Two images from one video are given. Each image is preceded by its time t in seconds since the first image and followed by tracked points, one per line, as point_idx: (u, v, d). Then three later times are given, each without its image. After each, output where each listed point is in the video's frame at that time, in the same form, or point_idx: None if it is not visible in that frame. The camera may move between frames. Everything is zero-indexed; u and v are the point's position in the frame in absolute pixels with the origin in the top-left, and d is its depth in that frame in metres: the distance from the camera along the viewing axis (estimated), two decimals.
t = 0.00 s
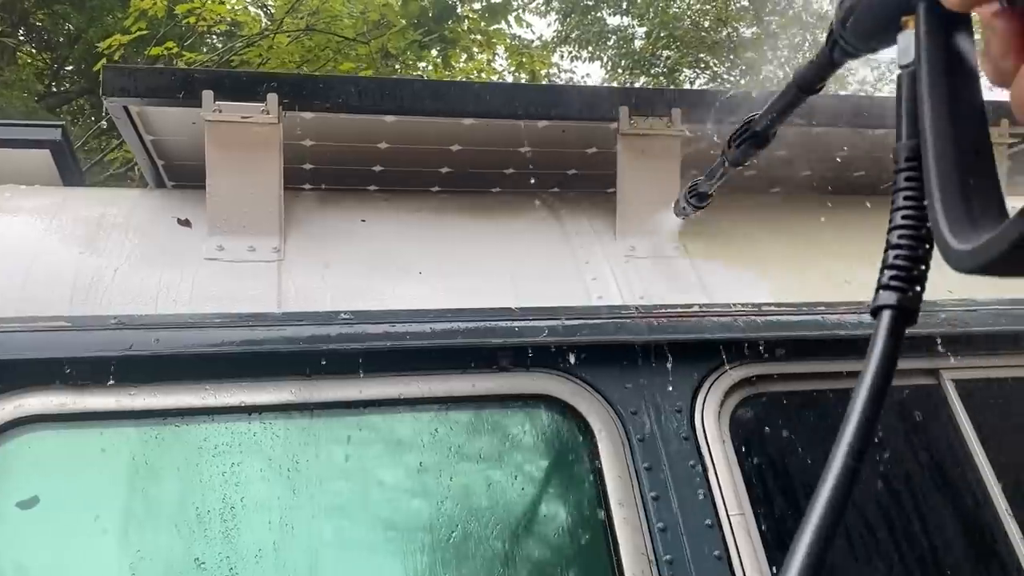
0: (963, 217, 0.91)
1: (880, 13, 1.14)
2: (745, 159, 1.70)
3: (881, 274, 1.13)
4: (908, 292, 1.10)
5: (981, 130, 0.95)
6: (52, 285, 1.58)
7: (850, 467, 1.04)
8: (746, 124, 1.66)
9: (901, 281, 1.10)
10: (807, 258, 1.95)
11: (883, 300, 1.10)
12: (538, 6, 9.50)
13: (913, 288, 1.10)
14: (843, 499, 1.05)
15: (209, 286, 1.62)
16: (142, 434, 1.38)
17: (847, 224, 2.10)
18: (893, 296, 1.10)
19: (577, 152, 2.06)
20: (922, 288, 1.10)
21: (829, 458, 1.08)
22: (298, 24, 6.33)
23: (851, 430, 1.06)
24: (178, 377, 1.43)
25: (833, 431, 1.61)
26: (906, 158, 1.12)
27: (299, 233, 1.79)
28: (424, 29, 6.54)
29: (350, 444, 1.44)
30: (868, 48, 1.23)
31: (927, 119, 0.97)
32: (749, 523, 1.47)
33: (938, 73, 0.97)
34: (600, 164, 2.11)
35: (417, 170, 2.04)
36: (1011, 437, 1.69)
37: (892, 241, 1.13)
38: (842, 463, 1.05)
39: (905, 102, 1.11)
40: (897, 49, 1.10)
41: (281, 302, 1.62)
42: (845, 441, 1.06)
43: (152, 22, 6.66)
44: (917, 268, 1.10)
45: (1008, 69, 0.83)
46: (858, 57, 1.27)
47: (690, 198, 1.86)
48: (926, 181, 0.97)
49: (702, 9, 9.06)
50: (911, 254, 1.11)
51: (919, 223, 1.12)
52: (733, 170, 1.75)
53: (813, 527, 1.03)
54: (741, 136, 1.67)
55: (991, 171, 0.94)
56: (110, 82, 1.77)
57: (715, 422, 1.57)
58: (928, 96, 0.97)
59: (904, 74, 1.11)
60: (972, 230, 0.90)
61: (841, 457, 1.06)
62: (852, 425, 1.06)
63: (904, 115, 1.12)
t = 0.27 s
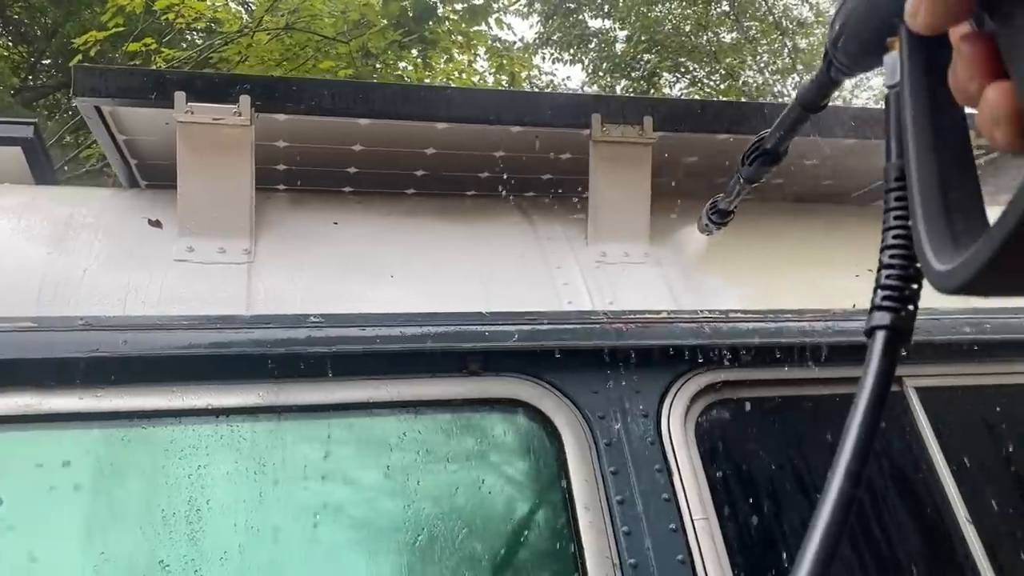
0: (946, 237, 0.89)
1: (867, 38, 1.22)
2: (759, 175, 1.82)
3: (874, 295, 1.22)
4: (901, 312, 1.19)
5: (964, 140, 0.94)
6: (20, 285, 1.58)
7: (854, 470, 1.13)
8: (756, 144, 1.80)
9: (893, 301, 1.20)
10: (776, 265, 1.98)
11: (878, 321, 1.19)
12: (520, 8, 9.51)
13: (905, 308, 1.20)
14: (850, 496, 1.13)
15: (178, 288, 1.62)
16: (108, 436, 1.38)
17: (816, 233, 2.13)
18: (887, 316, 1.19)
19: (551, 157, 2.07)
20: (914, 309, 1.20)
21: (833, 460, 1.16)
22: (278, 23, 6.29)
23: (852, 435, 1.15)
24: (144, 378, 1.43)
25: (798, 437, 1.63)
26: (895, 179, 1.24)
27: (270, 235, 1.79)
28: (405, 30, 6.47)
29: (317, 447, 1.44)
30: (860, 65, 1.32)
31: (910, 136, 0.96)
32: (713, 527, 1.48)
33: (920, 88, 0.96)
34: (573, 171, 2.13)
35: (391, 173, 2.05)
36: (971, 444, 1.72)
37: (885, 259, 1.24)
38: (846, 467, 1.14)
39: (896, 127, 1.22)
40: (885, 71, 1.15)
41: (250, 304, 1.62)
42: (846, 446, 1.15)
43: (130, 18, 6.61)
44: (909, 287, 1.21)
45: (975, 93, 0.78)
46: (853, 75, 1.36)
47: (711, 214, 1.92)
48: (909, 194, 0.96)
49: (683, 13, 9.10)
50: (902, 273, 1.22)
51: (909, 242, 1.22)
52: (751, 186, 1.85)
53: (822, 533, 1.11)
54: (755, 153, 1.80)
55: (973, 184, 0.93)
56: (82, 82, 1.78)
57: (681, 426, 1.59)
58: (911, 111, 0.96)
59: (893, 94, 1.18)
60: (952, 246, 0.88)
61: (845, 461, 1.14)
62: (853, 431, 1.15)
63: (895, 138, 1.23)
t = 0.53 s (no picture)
0: (924, 215, 0.79)
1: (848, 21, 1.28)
2: (715, 175, 1.86)
3: (844, 277, 1.23)
4: (869, 296, 1.21)
5: (947, 113, 0.84)
6: None
7: (802, 474, 1.18)
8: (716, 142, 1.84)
9: (862, 285, 1.21)
10: (744, 268, 1.99)
11: (845, 304, 1.21)
12: (501, 9, 9.51)
13: (874, 292, 1.21)
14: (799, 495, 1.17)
15: (142, 284, 1.61)
16: (66, 434, 1.36)
17: (785, 236, 2.14)
18: (854, 300, 1.21)
19: (524, 158, 2.07)
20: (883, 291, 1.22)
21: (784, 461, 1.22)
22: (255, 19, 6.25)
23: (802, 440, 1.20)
24: (104, 375, 1.41)
25: (762, 438, 1.64)
26: (871, 159, 1.21)
27: (237, 232, 1.77)
28: (383, 28, 6.39)
29: (279, 445, 1.43)
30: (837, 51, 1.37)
31: (892, 107, 0.85)
32: (675, 529, 1.49)
33: (904, 58, 0.86)
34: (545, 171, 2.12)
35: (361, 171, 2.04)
36: (933, 446, 1.74)
37: (856, 241, 1.22)
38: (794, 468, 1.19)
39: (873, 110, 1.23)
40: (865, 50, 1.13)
41: (214, 301, 1.61)
42: (796, 449, 1.20)
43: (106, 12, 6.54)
44: (880, 271, 1.20)
45: (976, 56, 0.67)
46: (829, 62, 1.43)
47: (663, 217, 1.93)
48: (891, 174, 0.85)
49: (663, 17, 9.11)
50: (873, 256, 1.21)
51: (881, 224, 1.20)
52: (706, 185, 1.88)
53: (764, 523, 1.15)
54: (713, 151, 1.84)
55: (954, 166, 0.82)
56: (47, 76, 1.76)
57: (646, 427, 1.59)
58: (892, 81, 0.86)
59: (874, 73, 1.22)
60: (930, 220, 0.78)
61: (793, 462, 1.19)
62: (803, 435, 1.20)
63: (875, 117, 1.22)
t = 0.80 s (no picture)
0: (954, 219, 0.91)
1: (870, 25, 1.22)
2: (752, 175, 1.82)
3: (879, 287, 1.17)
4: (906, 305, 1.14)
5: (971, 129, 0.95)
6: None
7: (855, 485, 1.09)
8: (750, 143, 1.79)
9: (897, 295, 1.15)
10: (712, 272, 2.00)
11: (883, 314, 1.15)
12: (480, 11, 9.51)
13: (911, 300, 1.15)
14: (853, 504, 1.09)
15: (105, 284, 1.59)
16: (25, 433, 1.35)
17: (755, 240, 2.15)
18: (892, 310, 1.14)
19: (495, 160, 2.07)
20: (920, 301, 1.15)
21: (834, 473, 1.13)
22: (230, 17, 6.18)
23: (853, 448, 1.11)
24: (64, 374, 1.40)
25: (726, 442, 1.66)
26: (898, 169, 1.16)
27: (203, 232, 1.76)
28: (359, 28, 6.43)
29: (242, 446, 1.42)
30: (859, 56, 1.30)
31: (913, 125, 0.97)
32: (638, 531, 1.50)
33: (924, 79, 0.97)
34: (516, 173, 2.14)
35: (331, 171, 2.05)
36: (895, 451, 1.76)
37: (889, 251, 1.18)
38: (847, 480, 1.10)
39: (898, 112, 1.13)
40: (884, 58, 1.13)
41: (179, 301, 1.60)
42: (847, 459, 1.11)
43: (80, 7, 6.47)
44: (915, 279, 1.15)
45: (985, 75, 0.75)
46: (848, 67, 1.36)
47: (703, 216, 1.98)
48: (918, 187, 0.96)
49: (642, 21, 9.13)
50: (907, 265, 1.16)
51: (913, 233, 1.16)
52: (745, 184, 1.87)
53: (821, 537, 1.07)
54: (748, 153, 1.78)
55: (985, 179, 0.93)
56: (12, 71, 1.74)
57: (610, 430, 1.60)
58: (913, 100, 0.97)
59: (896, 82, 1.13)
60: (960, 232, 0.89)
61: (845, 474, 1.10)
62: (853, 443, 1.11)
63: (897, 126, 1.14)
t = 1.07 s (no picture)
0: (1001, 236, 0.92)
1: (915, 46, 1.10)
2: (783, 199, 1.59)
3: (925, 311, 1.10)
4: (953, 328, 1.07)
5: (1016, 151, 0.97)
6: None
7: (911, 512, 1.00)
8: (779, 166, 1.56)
9: (945, 316, 1.08)
10: (690, 273, 2.01)
11: (929, 335, 1.07)
12: (463, 11, 9.51)
13: (957, 323, 1.08)
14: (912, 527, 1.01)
15: (78, 282, 1.58)
16: None
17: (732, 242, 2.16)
18: (939, 333, 1.07)
19: (474, 161, 2.07)
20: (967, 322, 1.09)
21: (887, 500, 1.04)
22: (211, 15, 6.16)
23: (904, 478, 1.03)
24: (35, 374, 1.38)
25: (703, 443, 1.66)
26: (942, 191, 1.12)
27: (179, 230, 1.75)
28: (339, 27, 6.37)
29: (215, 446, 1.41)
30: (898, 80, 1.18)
31: (961, 147, 0.99)
32: (614, 532, 1.50)
33: (969, 107, 1.00)
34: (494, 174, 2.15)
35: (309, 171, 2.04)
36: (869, 452, 1.77)
37: (934, 274, 1.11)
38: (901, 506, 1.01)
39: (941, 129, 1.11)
40: (925, 83, 1.11)
41: (153, 300, 1.58)
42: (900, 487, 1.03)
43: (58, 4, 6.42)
44: (961, 301, 1.08)
45: None
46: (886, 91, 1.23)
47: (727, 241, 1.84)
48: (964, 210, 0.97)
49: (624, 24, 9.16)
50: (953, 287, 1.09)
51: (958, 254, 1.10)
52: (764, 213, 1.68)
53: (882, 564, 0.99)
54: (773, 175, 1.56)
55: None
56: None
57: (587, 431, 1.60)
58: (959, 123, 1.00)
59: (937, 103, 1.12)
60: (1007, 249, 0.90)
61: (900, 500, 1.02)
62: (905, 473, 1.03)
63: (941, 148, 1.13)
